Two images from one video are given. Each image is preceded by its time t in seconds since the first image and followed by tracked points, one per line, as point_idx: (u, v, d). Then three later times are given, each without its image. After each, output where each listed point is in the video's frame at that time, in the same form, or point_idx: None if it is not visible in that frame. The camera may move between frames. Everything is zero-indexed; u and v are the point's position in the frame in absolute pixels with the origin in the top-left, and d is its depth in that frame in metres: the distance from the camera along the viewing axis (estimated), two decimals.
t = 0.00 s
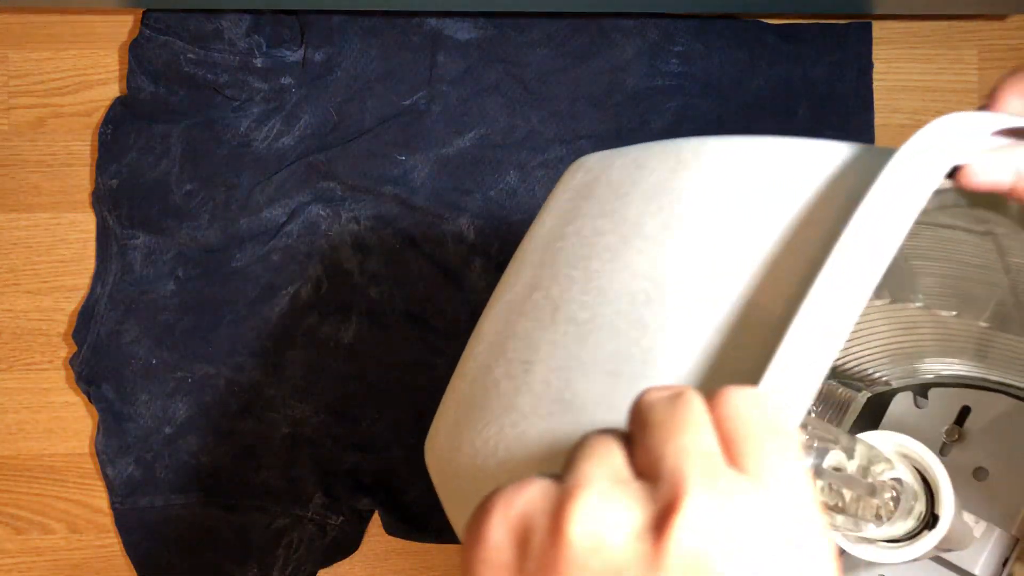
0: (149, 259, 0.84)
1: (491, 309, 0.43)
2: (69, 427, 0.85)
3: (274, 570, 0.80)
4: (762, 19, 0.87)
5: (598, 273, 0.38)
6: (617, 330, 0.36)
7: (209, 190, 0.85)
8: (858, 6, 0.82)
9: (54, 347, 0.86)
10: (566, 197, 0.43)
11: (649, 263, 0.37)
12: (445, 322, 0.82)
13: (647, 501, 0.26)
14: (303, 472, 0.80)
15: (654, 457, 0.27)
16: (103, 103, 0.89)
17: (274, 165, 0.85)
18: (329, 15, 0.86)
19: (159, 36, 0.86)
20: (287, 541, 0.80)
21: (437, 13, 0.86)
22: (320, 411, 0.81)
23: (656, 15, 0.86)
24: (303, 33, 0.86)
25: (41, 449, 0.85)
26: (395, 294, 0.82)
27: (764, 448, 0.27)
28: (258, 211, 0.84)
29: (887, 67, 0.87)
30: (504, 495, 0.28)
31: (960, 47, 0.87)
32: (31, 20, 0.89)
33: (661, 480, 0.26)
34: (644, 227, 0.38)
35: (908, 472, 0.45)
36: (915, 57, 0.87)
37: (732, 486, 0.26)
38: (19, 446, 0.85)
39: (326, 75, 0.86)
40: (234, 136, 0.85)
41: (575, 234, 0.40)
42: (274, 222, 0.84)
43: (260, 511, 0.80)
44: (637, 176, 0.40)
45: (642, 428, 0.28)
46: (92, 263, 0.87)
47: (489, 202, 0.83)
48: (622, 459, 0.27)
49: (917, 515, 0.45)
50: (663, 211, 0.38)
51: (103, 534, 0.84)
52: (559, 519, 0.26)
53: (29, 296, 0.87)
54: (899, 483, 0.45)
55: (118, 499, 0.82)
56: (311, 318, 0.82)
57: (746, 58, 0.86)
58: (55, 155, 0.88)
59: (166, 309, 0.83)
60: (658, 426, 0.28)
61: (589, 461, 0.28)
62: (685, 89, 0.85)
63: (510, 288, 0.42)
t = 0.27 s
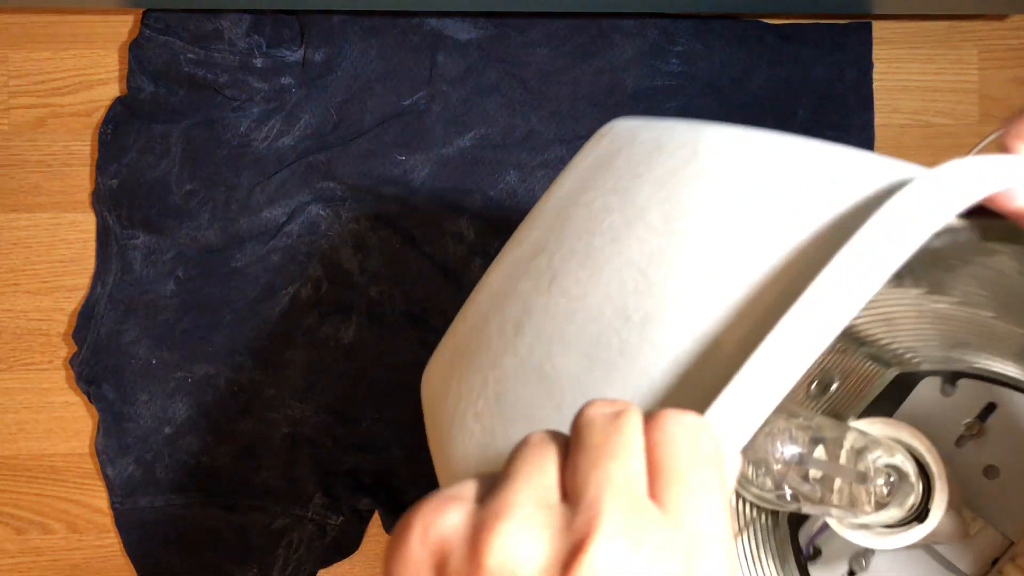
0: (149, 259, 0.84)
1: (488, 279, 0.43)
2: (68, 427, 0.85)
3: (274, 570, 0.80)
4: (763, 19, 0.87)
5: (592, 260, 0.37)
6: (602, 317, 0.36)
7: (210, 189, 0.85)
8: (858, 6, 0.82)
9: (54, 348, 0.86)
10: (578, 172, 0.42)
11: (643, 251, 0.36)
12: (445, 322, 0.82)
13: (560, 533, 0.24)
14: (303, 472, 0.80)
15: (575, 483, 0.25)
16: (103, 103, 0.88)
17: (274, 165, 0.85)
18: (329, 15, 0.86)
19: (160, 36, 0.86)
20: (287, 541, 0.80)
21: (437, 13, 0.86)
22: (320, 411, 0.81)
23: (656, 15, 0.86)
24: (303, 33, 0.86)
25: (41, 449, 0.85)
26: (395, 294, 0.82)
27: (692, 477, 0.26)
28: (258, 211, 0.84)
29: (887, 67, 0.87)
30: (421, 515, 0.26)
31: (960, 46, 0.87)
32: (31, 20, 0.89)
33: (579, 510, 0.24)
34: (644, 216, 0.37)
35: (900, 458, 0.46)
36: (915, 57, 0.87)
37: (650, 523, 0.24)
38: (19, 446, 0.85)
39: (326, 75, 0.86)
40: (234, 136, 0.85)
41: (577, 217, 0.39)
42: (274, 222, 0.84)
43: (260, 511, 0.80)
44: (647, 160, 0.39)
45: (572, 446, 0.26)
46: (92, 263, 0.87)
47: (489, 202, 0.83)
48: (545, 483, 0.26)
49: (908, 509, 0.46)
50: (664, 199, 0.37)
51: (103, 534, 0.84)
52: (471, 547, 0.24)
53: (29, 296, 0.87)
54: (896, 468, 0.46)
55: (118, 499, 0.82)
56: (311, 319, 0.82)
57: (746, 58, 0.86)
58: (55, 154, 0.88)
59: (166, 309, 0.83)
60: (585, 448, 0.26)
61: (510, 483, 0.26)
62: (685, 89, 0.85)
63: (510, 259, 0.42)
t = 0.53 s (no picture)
0: (149, 259, 0.84)
1: (542, 165, 0.45)
2: (68, 427, 0.85)
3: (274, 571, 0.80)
4: (762, 19, 0.87)
5: (606, 226, 0.40)
6: (588, 277, 0.39)
7: (209, 189, 0.85)
8: (858, 6, 0.82)
9: (54, 348, 0.86)
10: (660, 88, 0.42)
11: (648, 226, 0.38)
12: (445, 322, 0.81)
13: (417, 565, 0.25)
14: (303, 472, 0.80)
15: (442, 515, 0.26)
16: (102, 103, 0.88)
17: (273, 165, 0.85)
18: (330, 15, 0.86)
19: (160, 37, 0.86)
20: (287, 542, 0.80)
21: (437, 13, 0.87)
22: (320, 411, 0.81)
23: (655, 16, 0.86)
24: (303, 33, 0.86)
25: (41, 449, 0.85)
26: (395, 295, 0.82)
27: (554, 513, 0.27)
28: (257, 211, 0.84)
29: (887, 67, 0.87)
30: (290, 531, 0.26)
31: (959, 47, 0.87)
32: (31, 20, 0.89)
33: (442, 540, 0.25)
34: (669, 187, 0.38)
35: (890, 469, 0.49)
36: (914, 57, 0.87)
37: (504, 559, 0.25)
38: (19, 446, 0.85)
39: (326, 75, 0.86)
40: (233, 136, 0.85)
41: (616, 166, 0.41)
42: (273, 222, 0.84)
43: (260, 511, 0.80)
44: (704, 107, 0.39)
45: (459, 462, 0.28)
46: (92, 263, 0.87)
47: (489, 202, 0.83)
48: (417, 510, 0.26)
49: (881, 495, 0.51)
50: (687, 181, 0.38)
51: (103, 534, 0.84)
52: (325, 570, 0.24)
53: (29, 296, 0.87)
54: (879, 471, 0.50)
55: (118, 499, 0.82)
56: (311, 319, 0.82)
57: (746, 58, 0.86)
58: (55, 155, 0.88)
59: (166, 309, 0.83)
60: (461, 477, 0.27)
61: (389, 497, 0.27)
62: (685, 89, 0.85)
63: (566, 148, 0.45)
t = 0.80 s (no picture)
0: (149, 259, 0.84)
1: (562, 136, 0.44)
2: (68, 427, 0.85)
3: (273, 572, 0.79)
4: (763, 19, 0.87)
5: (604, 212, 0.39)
6: (568, 272, 0.38)
7: (209, 189, 0.85)
8: (858, 6, 0.82)
9: (54, 348, 0.86)
10: (694, 82, 0.41)
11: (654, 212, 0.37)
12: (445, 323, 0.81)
13: (305, 568, 0.30)
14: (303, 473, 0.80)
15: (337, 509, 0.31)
16: (102, 102, 0.88)
17: (273, 165, 0.85)
18: (330, 15, 0.86)
19: (160, 37, 0.86)
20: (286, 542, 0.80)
21: (437, 13, 0.87)
22: (319, 411, 0.81)
23: (655, 16, 0.86)
24: (303, 33, 0.86)
25: (41, 449, 0.85)
26: (395, 295, 0.82)
27: (430, 502, 0.31)
28: (258, 211, 0.84)
29: (887, 67, 0.87)
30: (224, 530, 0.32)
31: (960, 47, 0.87)
32: (31, 20, 0.89)
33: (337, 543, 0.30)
34: (664, 195, 0.37)
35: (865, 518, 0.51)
36: (915, 57, 0.87)
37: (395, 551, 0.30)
38: (19, 446, 0.85)
39: (327, 75, 0.86)
40: (233, 136, 0.85)
41: (623, 162, 0.40)
42: (273, 221, 0.84)
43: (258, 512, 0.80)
44: (722, 119, 0.38)
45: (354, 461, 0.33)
46: (92, 263, 0.86)
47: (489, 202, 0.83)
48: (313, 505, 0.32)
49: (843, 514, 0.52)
50: (680, 194, 0.36)
51: (102, 534, 0.84)
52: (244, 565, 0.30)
53: (29, 296, 0.87)
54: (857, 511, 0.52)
55: (118, 499, 0.82)
56: (311, 319, 0.82)
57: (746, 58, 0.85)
58: (55, 155, 0.88)
59: (166, 309, 0.83)
60: (359, 482, 0.31)
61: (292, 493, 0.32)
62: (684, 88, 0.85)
63: (587, 125, 0.43)
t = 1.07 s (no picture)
0: (149, 259, 0.84)
1: (550, 147, 0.46)
2: (68, 427, 0.85)
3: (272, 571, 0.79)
4: (762, 19, 0.87)
5: (599, 220, 0.40)
6: (540, 282, 0.41)
7: (209, 188, 0.85)
8: (858, 6, 0.82)
9: (54, 348, 0.86)
10: (683, 103, 0.42)
11: (649, 219, 0.39)
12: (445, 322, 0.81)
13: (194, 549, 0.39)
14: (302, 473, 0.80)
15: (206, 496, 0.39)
16: (102, 103, 0.88)
17: (273, 165, 0.85)
18: (330, 15, 0.86)
19: (160, 37, 0.86)
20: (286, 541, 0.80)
21: (437, 13, 0.87)
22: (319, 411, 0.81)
23: (655, 15, 0.86)
24: (303, 34, 0.86)
25: (41, 449, 0.85)
26: (394, 295, 0.82)
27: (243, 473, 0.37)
28: (258, 211, 0.84)
29: (887, 67, 0.87)
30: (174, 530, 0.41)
31: (959, 47, 0.87)
32: (31, 20, 0.89)
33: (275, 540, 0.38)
34: (636, 217, 0.39)
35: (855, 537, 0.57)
36: (914, 57, 0.87)
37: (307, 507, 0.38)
38: (20, 446, 0.85)
39: (326, 75, 0.86)
40: (233, 136, 0.85)
41: (603, 178, 0.42)
42: (274, 221, 0.84)
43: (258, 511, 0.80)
44: (701, 143, 0.40)
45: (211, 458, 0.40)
46: (92, 263, 0.87)
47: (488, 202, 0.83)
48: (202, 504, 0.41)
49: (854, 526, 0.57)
50: (652, 215, 0.39)
51: (102, 534, 0.84)
52: None
53: (30, 296, 0.87)
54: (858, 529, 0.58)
55: (118, 499, 0.81)
56: (311, 319, 0.82)
57: (746, 58, 0.86)
58: (55, 154, 0.88)
59: (166, 309, 0.83)
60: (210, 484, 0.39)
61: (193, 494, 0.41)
62: (684, 88, 0.85)
63: (578, 135, 0.45)
